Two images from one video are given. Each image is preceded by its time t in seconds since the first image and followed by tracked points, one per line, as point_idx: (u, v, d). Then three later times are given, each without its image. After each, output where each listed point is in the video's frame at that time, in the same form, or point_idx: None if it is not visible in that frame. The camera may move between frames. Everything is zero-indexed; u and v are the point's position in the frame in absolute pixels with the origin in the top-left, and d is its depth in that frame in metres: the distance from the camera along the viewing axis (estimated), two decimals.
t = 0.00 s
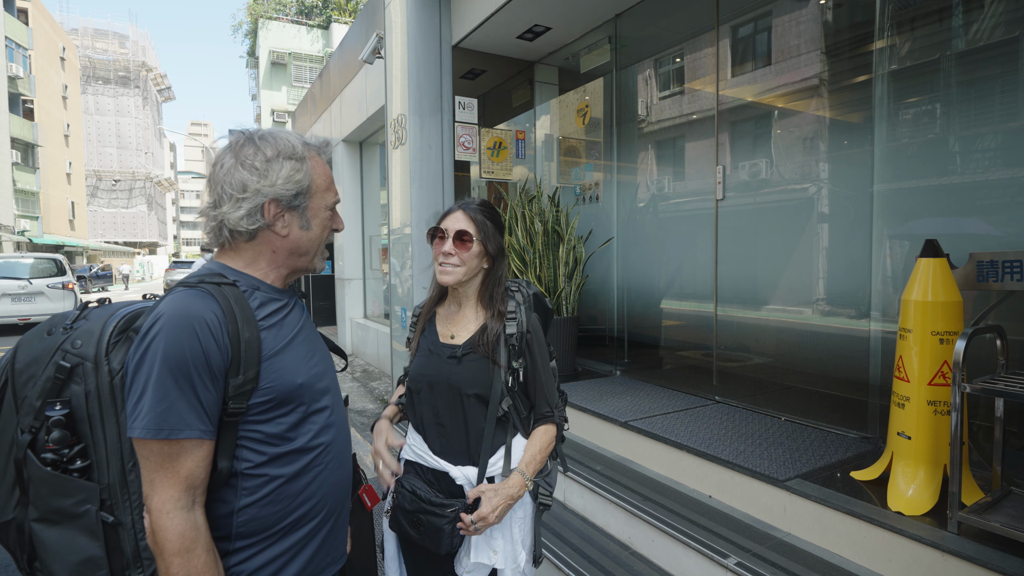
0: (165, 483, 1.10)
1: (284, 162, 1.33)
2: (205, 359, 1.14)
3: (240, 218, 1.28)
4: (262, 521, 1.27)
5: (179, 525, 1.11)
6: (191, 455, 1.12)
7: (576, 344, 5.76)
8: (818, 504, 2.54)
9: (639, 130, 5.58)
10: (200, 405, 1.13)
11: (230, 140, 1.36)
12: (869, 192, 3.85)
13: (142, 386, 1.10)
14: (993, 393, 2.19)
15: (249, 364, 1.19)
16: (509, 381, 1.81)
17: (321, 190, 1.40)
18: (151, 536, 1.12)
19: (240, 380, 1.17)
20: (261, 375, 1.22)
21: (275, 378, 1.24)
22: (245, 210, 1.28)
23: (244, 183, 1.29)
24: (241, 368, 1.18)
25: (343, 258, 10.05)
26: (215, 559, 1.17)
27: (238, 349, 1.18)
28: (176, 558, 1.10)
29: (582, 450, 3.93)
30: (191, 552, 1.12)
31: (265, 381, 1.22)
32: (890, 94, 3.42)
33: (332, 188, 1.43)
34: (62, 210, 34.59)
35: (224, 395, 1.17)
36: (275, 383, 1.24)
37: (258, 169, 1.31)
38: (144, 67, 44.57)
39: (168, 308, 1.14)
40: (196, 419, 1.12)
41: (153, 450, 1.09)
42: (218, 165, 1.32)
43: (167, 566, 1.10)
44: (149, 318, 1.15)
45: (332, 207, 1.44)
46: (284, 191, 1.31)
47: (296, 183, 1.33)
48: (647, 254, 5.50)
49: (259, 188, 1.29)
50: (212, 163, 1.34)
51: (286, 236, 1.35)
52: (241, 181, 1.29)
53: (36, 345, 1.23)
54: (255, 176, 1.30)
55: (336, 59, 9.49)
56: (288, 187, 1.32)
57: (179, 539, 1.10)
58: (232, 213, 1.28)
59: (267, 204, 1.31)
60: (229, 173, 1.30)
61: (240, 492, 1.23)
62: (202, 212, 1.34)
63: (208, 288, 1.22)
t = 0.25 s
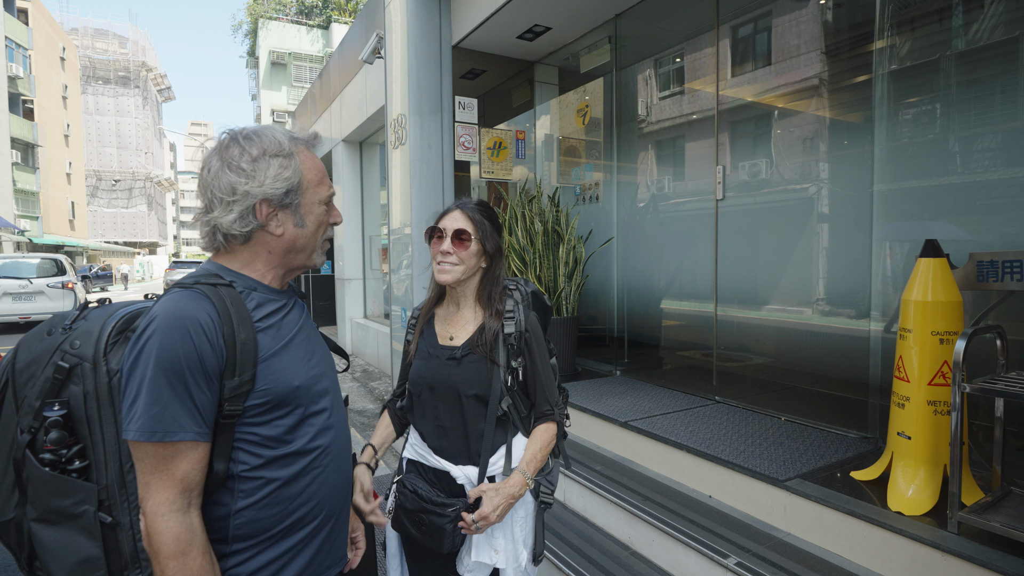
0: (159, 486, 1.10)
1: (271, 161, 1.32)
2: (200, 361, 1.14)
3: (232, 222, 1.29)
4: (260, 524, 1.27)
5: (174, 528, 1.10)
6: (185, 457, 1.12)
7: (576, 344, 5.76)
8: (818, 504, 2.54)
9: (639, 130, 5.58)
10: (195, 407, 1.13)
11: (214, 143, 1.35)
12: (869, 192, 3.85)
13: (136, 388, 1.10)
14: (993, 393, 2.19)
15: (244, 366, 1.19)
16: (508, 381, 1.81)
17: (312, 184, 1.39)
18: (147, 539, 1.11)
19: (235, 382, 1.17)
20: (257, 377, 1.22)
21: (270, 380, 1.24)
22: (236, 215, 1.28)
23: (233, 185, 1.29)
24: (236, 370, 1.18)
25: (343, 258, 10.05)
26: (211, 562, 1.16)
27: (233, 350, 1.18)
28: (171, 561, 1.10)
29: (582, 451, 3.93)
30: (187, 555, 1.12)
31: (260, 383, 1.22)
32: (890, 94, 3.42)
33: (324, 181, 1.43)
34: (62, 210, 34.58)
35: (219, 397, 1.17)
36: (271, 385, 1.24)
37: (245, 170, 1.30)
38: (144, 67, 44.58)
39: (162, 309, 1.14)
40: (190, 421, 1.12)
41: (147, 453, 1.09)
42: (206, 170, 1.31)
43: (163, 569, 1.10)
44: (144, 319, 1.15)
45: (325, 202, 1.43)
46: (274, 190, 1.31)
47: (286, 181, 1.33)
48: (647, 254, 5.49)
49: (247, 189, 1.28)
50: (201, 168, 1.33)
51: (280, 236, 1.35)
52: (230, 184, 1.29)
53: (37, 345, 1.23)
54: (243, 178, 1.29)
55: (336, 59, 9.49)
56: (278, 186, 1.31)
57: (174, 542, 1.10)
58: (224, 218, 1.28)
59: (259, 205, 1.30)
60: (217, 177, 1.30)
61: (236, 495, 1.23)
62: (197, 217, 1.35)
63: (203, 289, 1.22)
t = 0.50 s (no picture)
0: (157, 487, 1.10)
1: (272, 161, 1.32)
2: (199, 362, 1.14)
3: (232, 222, 1.29)
4: (258, 526, 1.27)
5: (171, 529, 1.10)
6: (184, 459, 1.12)
7: (576, 344, 5.76)
8: (818, 504, 2.54)
9: (639, 130, 5.58)
10: (194, 408, 1.13)
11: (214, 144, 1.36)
12: (869, 192, 3.85)
13: (135, 389, 1.10)
14: (993, 393, 2.19)
15: (243, 368, 1.19)
16: (511, 380, 1.81)
17: (314, 184, 1.39)
18: (144, 540, 1.11)
19: (234, 383, 1.17)
20: (256, 379, 1.22)
21: (270, 382, 1.24)
22: (236, 215, 1.28)
23: (233, 186, 1.29)
24: (235, 372, 1.18)
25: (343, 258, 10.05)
26: (209, 564, 1.17)
27: (233, 351, 1.18)
28: (169, 563, 1.10)
29: (582, 451, 3.93)
30: (185, 557, 1.12)
31: (260, 385, 1.22)
32: (890, 94, 3.42)
33: (326, 182, 1.43)
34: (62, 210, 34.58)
35: (219, 398, 1.17)
36: (271, 387, 1.24)
37: (246, 170, 1.30)
38: (144, 67, 44.59)
39: (161, 309, 1.14)
40: (189, 422, 1.12)
41: (146, 454, 1.09)
42: (207, 169, 1.32)
43: (160, 570, 1.10)
44: (143, 319, 1.15)
45: (326, 202, 1.43)
46: (275, 190, 1.31)
47: (287, 181, 1.33)
48: (647, 254, 5.49)
49: (248, 189, 1.28)
50: (201, 168, 1.34)
51: (280, 236, 1.35)
52: (229, 184, 1.29)
53: (36, 344, 1.23)
54: (243, 178, 1.30)
55: (336, 59, 9.49)
56: (279, 186, 1.31)
57: (171, 543, 1.10)
58: (224, 218, 1.29)
59: (259, 205, 1.30)
60: (218, 177, 1.30)
61: (235, 496, 1.23)
62: (197, 218, 1.35)
63: (203, 289, 1.22)
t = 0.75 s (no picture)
0: (160, 487, 1.10)
1: (279, 162, 1.32)
2: (206, 362, 1.14)
3: (239, 223, 1.29)
4: (260, 526, 1.27)
5: (174, 530, 1.10)
6: (188, 459, 1.12)
7: (576, 344, 5.76)
8: (818, 504, 2.55)
9: (639, 130, 5.58)
10: (199, 408, 1.13)
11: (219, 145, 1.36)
12: (869, 192, 3.85)
13: (141, 388, 1.10)
14: (993, 393, 2.19)
15: (249, 368, 1.19)
16: (513, 380, 1.81)
17: (319, 186, 1.39)
18: (146, 540, 1.11)
19: (240, 384, 1.17)
20: (261, 379, 1.22)
21: (274, 382, 1.24)
22: (243, 216, 1.29)
23: (240, 187, 1.29)
24: (241, 372, 1.18)
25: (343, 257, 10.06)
26: (210, 564, 1.16)
27: (239, 352, 1.18)
28: (171, 563, 1.10)
29: (582, 451, 3.93)
30: (187, 557, 1.12)
31: (265, 386, 1.23)
32: (890, 95, 3.42)
33: (331, 184, 1.43)
34: (62, 210, 34.57)
35: (224, 398, 1.17)
36: (275, 387, 1.24)
37: (253, 171, 1.30)
38: (144, 67, 44.60)
39: (169, 309, 1.14)
40: (194, 423, 1.12)
41: (150, 453, 1.09)
42: (213, 170, 1.32)
43: (162, 571, 1.10)
44: (150, 318, 1.15)
45: (330, 205, 1.43)
46: (281, 192, 1.31)
47: (293, 183, 1.33)
48: (647, 254, 5.50)
49: (254, 191, 1.28)
50: (208, 169, 1.34)
51: (286, 237, 1.35)
52: (236, 185, 1.29)
53: (35, 343, 1.23)
54: (250, 179, 1.30)
55: (336, 59, 9.50)
56: (285, 188, 1.31)
57: (174, 544, 1.10)
58: (230, 219, 1.29)
59: (265, 207, 1.30)
60: (224, 178, 1.30)
61: (237, 496, 1.23)
62: (201, 218, 1.35)
63: (209, 289, 1.22)
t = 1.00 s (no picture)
0: (165, 487, 1.10)
1: (285, 164, 1.32)
2: (213, 362, 1.14)
3: (243, 222, 1.28)
4: (263, 525, 1.27)
5: (178, 530, 1.10)
6: (193, 459, 1.12)
7: (576, 344, 5.76)
8: (818, 504, 2.55)
9: (639, 130, 5.58)
10: (205, 408, 1.13)
11: (226, 144, 1.36)
12: (869, 192, 3.85)
13: (147, 388, 1.10)
14: (993, 393, 2.19)
15: (254, 369, 1.19)
16: (510, 382, 1.80)
17: (323, 189, 1.39)
18: (149, 540, 1.11)
19: (245, 384, 1.17)
20: (265, 379, 1.22)
21: (277, 382, 1.24)
22: (247, 216, 1.28)
23: (245, 187, 1.29)
24: (246, 372, 1.18)
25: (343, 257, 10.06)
26: (213, 564, 1.16)
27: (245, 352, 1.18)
28: (174, 563, 1.10)
29: (582, 451, 3.93)
30: (190, 558, 1.11)
31: (269, 386, 1.23)
32: (890, 95, 3.42)
33: (334, 187, 1.43)
34: (62, 209, 34.57)
35: (229, 398, 1.17)
36: (279, 388, 1.24)
37: (259, 172, 1.30)
38: (144, 67, 44.60)
39: (176, 309, 1.14)
40: (200, 423, 1.12)
41: (155, 453, 1.09)
42: (219, 168, 1.32)
43: (165, 571, 1.10)
44: (155, 318, 1.15)
45: (334, 207, 1.43)
46: (286, 193, 1.31)
47: (298, 185, 1.33)
48: (647, 254, 5.49)
49: (260, 191, 1.28)
50: (213, 166, 1.33)
51: (289, 238, 1.35)
52: (242, 185, 1.29)
53: (33, 344, 1.23)
54: (256, 180, 1.30)
55: (336, 59, 9.50)
56: (290, 190, 1.31)
57: (177, 544, 1.10)
58: (235, 219, 1.28)
59: (270, 208, 1.30)
60: (230, 176, 1.30)
61: (240, 496, 1.23)
62: (205, 216, 1.35)
63: (215, 289, 1.22)
